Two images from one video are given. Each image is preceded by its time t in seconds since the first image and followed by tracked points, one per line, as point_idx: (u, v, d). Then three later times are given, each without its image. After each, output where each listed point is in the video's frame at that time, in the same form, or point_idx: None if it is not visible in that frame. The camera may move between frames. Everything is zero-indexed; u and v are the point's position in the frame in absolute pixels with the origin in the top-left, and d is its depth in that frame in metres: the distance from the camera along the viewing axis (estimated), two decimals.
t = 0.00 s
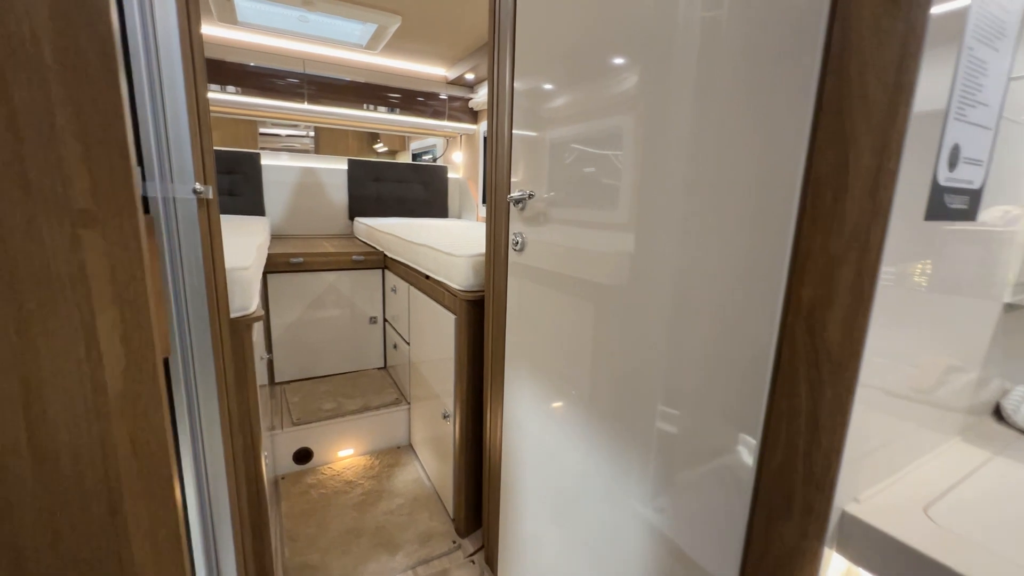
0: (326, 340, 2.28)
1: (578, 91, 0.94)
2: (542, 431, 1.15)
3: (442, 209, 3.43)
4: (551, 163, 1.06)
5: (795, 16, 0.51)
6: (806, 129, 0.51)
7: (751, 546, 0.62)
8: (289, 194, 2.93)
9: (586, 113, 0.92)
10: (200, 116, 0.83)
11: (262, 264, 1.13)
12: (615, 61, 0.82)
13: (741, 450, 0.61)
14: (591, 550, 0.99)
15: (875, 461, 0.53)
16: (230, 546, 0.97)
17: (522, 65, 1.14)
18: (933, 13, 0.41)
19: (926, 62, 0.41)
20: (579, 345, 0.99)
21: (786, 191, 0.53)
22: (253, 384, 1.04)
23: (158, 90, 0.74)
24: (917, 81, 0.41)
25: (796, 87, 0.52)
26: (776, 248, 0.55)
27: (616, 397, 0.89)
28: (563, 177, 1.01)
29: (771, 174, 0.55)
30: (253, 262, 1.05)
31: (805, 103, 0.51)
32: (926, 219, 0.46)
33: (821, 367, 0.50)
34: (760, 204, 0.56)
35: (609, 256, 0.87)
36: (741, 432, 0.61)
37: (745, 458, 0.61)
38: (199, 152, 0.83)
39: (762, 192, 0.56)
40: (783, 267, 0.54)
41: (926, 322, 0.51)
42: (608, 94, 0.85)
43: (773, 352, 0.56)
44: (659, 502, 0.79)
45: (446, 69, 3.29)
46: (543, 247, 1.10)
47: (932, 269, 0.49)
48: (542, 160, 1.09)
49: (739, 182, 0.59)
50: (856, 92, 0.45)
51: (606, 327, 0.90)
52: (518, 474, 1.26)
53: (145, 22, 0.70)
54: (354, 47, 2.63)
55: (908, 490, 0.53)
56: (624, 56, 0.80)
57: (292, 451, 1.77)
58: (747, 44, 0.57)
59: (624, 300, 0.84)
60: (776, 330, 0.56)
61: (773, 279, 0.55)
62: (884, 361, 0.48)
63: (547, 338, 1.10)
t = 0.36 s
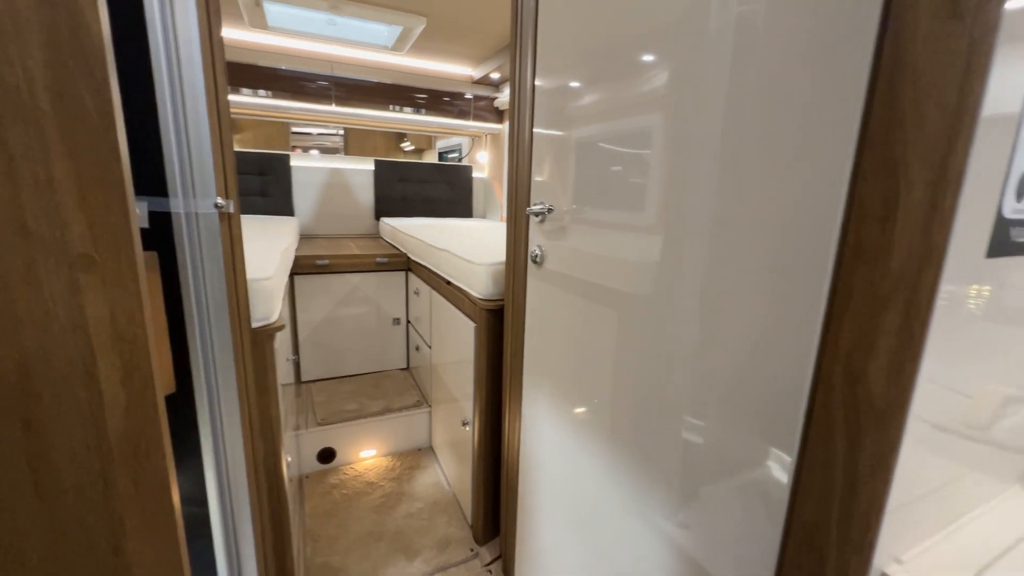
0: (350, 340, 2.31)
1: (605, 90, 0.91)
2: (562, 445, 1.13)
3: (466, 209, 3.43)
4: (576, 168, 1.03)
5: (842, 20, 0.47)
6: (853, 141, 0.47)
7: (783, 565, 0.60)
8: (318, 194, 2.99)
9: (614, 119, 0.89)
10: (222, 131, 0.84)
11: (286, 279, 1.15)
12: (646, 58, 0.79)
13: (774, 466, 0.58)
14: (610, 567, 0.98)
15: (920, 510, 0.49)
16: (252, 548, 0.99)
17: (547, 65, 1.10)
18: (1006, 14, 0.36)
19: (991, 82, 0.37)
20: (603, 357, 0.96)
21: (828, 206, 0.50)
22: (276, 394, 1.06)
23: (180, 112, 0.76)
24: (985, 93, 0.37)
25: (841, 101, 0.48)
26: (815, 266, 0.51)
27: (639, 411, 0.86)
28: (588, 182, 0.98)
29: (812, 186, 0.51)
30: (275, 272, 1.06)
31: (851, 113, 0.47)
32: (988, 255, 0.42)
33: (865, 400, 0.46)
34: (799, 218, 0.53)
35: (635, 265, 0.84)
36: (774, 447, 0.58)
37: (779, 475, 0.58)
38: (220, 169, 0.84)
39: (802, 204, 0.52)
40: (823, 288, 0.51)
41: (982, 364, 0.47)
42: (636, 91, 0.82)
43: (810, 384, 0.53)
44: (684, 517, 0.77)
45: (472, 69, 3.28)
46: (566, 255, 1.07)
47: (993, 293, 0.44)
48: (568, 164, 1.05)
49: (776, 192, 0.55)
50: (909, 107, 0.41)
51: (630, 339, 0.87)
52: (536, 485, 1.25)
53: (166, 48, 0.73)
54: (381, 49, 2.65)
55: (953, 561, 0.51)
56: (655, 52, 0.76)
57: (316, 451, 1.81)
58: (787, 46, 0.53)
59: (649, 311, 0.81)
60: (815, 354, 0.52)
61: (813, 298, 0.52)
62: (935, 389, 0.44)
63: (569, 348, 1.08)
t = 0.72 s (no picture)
0: (380, 336, 2.36)
1: (637, 85, 0.88)
2: (588, 451, 1.12)
3: (495, 205, 3.43)
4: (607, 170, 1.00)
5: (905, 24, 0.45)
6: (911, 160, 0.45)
7: None
8: (350, 191, 3.06)
9: (648, 120, 0.86)
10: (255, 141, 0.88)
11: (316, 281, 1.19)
12: (681, 50, 0.76)
13: (806, 476, 0.57)
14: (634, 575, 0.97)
15: (973, 545, 0.47)
16: (284, 541, 1.03)
17: (578, 61, 1.08)
18: None
19: None
20: (632, 363, 0.94)
21: (882, 222, 0.47)
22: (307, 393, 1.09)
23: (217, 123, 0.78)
24: None
25: (900, 115, 0.45)
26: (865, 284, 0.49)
27: (668, 420, 0.84)
28: (621, 184, 0.95)
29: (865, 200, 0.49)
30: (307, 275, 1.09)
31: (908, 130, 0.45)
32: None
33: (913, 421, 0.45)
34: (850, 231, 0.50)
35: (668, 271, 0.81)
36: (806, 457, 0.58)
37: (812, 485, 0.57)
38: (254, 178, 0.87)
39: (853, 217, 0.50)
40: (872, 308, 0.49)
41: None
42: (672, 85, 0.78)
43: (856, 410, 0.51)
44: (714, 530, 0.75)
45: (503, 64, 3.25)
46: (595, 259, 1.05)
47: None
48: (599, 158, 1.03)
49: (823, 203, 0.53)
50: (977, 127, 0.39)
51: (660, 345, 0.85)
52: (560, 489, 1.24)
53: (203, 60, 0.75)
54: (412, 46, 2.66)
55: None
56: (690, 44, 0.73)
57: (347, 444, 1.86)
58: (842, 51, 0.50)
59: (681, 319, 0.79)
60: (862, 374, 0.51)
61: (863, 315, 0.50)
62: (1001, 418, 0.42)
63: (597, 352, 1.06)
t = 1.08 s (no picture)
0: (405, 330, 2.39)
1: (668, 75, 0.85)
2: (611, 455, 1.11)
3: (520, 200, 3.41)
4: (634, 167, 0.97)
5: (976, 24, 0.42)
6: (976, 171, 0.42)
7: None
8: (377, 185, 3.12)
9: (679, 115, 0.83)
10: (282, 143, 0.88)
11: (341, 281, 1.21)
12: (716, 38, 0.73)
13: (841, 484, 0.56)
14: None
15: None
16: (309, 533, 1.06)
17: (607, 52, 1.05)
18: None
19: None
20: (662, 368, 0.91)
21: (941, 229, 0.45)
22: (331, 390, 1.11)
23: (244, 126, 0.80)
24: None
25: (968, 123, 0.43)
26: (920, 300, 0.47)
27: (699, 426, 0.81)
28: (652, 180, 0.92)
29: (919, 204, 0.46)
30: (332, 274, 1.11)
31: (976, 139, 0.42)
32: None
33: (967, 455, 0.43)
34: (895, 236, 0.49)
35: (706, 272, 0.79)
36: (841, 466, 0.56)
37: (847, 494, 0.56)
38: (281, 180, 0.88)
39: (901, 223, 0.48)
40: (927, 326, 0.47)
41: None
42: (706, 74, 0.75)
43: (906, 436, 0.49)
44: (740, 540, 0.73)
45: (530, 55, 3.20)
46: (621, 258, 1.02)
47: None
48: (627, 150, 1.00)
49: (867, 205, 0.51)
50: None
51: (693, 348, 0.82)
52: (582, 492, 1.23)
53: (231, 66, 0.77)
54: (439, 40, 2.64)
55: None
56: (726, 33, 0.70)
57: (372, 437, 1.90)
58: (898, 48, 0.47)
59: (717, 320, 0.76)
60: (917, 391, 0.48)
61: (915, 328, 0.47)
62: None
63: (623, 353, 1.04)
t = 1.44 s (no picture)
0: (426, 325, 2.39)
1: (701, 63, 0.81)
2: (633, 461, 1.07)
3: (543, 194, 3.36)
4: (663, 163, 0.93)
5: None
6: None
7: None
8: (400, 178, 3.12)
9: (714, 106, 0.78)
10: (302, 140, 0.87)
11: (361, 279, 1.20)
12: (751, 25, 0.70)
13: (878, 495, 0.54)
14: None
15: None
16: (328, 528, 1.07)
17: (636, 41, 1.00)
18: None
19: None
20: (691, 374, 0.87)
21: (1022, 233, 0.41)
22: (351, 387, 1.11)
23: (263, 123, 0.80)
24: None
25: None
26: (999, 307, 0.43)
27: (731, 437, 0.78)
28: (684, 176, 0.87)
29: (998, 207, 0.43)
30: (352, 272, 1.10)
31: None
32: None
33: None
34: (964, 242, 0.45)
35: (741, 275, 0.74)
36: (878, 477, 0.55)
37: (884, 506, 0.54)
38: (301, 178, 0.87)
39: (976, 223, 0.44)
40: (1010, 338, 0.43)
41: None
42: (745, 61, 0.71)
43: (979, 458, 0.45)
44: (767, 550, 0.71)
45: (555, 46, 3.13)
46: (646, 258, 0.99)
47: None
48: (655, 143, 0.96)
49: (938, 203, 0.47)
50: None
51: (726, 355, 0.78)
52: (602, 496, 1.20)
53: (250, 63, 0.76)
54: (463, 31, 2.61)
55: None
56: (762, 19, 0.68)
57: (392, 431, 1.91)
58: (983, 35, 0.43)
59: (756, 328, 0.72)
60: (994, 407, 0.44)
61: (991, 338, 0.44)
62: None
63: (648, 357, 1.00)
